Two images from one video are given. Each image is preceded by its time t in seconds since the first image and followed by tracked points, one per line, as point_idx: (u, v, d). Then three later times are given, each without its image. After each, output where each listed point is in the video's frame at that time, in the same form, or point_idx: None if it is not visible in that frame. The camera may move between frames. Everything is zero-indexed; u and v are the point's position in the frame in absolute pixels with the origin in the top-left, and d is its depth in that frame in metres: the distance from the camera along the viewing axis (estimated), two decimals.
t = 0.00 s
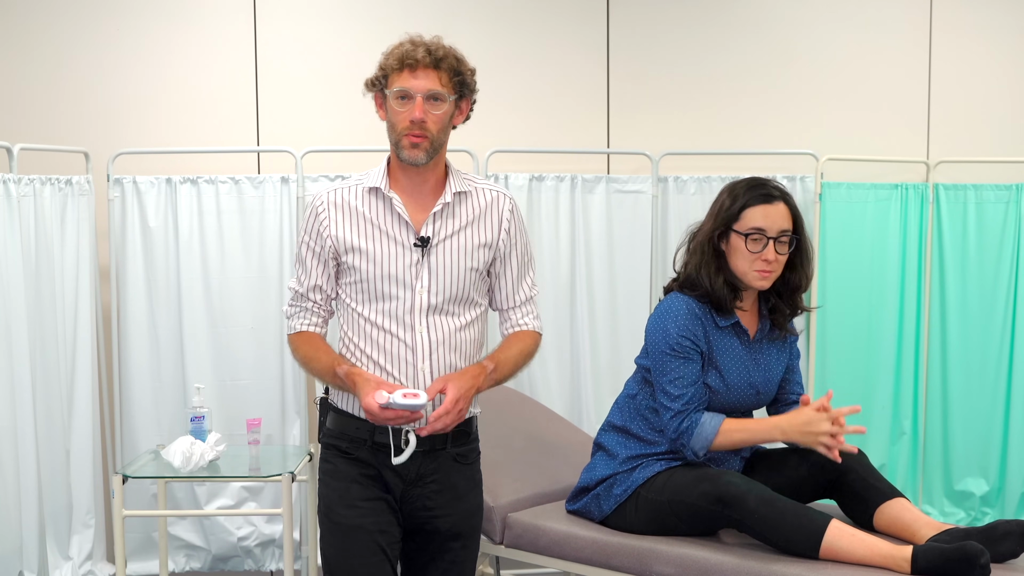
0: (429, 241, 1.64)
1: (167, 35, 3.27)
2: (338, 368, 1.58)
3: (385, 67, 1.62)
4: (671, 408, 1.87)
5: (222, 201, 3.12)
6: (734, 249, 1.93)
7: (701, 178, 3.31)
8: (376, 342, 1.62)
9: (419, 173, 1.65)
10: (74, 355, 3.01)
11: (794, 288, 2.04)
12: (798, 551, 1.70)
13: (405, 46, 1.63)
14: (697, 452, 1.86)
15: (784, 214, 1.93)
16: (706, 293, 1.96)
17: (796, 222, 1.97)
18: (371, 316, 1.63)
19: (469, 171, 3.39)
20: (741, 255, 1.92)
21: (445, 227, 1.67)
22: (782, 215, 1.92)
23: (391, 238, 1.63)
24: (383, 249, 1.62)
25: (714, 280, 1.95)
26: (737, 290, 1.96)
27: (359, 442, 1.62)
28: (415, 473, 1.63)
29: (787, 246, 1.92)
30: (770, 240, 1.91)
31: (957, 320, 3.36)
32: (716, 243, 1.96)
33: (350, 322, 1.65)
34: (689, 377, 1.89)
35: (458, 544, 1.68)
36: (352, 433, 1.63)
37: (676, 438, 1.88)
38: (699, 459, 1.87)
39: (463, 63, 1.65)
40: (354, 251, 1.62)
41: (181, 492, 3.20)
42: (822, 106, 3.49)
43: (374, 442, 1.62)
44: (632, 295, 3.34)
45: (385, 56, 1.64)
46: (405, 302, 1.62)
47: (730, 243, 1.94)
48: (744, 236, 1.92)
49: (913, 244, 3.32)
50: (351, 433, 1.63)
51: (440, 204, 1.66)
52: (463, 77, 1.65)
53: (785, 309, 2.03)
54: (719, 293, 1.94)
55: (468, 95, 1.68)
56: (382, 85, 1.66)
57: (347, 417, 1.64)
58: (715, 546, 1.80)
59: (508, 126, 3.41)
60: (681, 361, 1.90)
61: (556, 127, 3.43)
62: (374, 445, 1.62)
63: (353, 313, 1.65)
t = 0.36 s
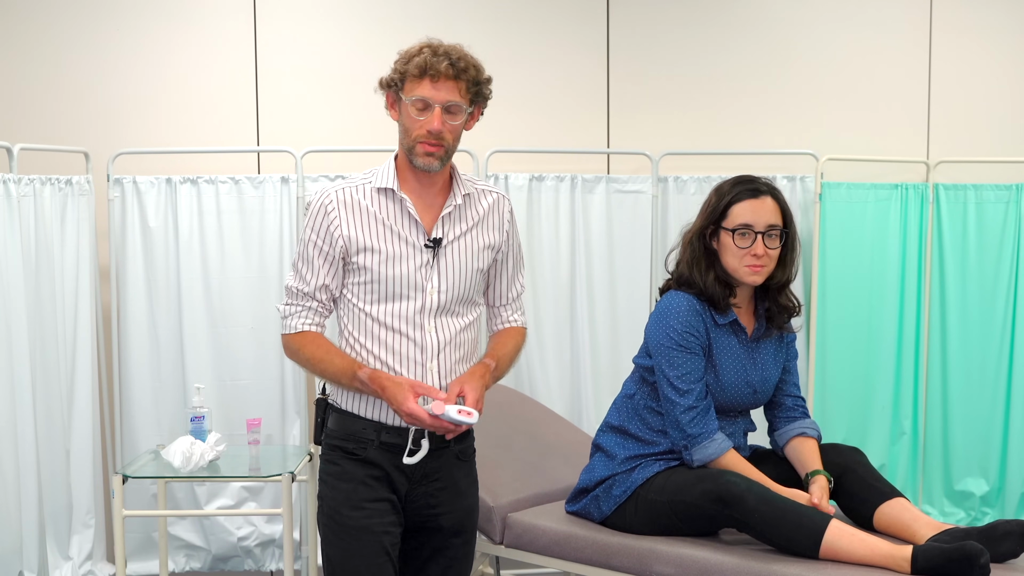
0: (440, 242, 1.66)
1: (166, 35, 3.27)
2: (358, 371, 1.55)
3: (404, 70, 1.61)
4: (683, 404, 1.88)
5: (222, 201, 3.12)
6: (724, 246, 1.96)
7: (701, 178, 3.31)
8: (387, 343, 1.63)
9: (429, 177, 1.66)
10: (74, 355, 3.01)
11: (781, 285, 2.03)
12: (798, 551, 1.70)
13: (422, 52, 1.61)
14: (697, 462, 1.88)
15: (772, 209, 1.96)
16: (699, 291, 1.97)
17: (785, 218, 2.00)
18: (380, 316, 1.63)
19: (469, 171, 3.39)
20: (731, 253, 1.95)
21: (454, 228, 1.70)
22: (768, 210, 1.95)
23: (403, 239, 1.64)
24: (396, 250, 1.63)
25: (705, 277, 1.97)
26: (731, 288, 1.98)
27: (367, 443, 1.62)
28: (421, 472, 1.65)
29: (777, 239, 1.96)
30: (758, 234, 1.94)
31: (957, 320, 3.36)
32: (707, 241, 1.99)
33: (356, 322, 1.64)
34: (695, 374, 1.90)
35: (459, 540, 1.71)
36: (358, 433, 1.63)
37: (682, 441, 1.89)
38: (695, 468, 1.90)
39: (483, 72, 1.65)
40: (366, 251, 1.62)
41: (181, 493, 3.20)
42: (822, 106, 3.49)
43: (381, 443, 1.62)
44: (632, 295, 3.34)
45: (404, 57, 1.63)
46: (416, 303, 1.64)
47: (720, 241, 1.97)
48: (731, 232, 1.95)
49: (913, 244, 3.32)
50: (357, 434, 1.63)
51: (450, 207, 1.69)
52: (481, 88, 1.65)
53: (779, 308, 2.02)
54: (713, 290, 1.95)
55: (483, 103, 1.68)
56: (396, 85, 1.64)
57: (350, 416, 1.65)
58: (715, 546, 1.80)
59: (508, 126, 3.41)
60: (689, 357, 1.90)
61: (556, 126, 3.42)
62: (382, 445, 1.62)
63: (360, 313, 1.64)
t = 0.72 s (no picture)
0: (439, 240, 1.67)
1: (166, 35, 3.27)
2: (363, 365, 1.56)
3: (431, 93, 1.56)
4: (682, 404, 1.88)
5: (222, 201, 3.12)
6: (718, 245, 1.96)
7: (701, 178, 3.31)
8: (388, 340, 1.63)
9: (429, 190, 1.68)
10: (74, 354, 3.01)
11: (781, 282, 2.04)
12: (798, 551, 1.70)
13: (446, 82, 1.56)
14: (697, 462, 1.88)
15: (765, 207, 1.96)
16: (694, 290, 1.97)
17: (779, 216, 1.99)
18: (381, 312, 1.63)
19: (469, 171, 3.39)
20: (724, 251, 1.95)
21: (452, 226, 1.71)
22: (761, 208, 1.95)
23: (402, 236, 1.64)
24: (395, 247, 1.63)
25: (699, 277, 1.97)
26: (726, 286, 1.98)
27: (366, 442, 1.63)
28: (419, 471, 1.66)
29: (771, 238, 1.95)
30: (751, 232, 1.94)
31: (957, 320, 3.36)
32: (701, 241, 1.99)
33: (356, 320, 1.64)
34: (694, 374, 1.90)
35: (457, 539, 1.72)
36: (358, 432, 1.63)
37: (681, 442, 1.89)
38: (695, 468, 1.89)
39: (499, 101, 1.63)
40: (366, 249, 1.62)
41: (181, 492, 3.20)
42: (822, 105, 3.49)
43: (381, 441, 1.63)
44: (632, 295, 3.34)
45: (434, 77, 1.57)
46: (416, 300, 1.64)
47: (713, 241, 1.98)
48: (724, 231, 1.95)
49: (913, 244, 3.32)
50: (357, 433, 1.63)
51: (447, 206, 1.70)
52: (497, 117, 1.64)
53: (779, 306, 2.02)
54: (708, 289, 1.96)
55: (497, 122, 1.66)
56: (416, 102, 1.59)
57: (349, 416, 1.64)
58: (715, 547, 1.80)
59: (508, 126, 3.41)
60: (687, 357, 1.91)
61: (556, 126, 3.43)
62: (382, 443, 1.63)
63: (361, 311, 1.64)
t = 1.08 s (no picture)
0: (438, 240, 1.67)
1: (166, 35, 3.27)
2: (362, 365, 1.56)
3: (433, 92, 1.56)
4: (682, 404, 1.88)
5: (222, 201, 3.12)
6: (718, 247, 1.96)
7: (701, 178, 3.31)
8: (387, 341, 1.63)
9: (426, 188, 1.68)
10: (74, 355, 3.01)
11: (780, 283, 2.04)
12: (798, 552, 1.70)
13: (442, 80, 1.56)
14: (697, 462, 1.88)
15: (765, 209, 1.96)
16: (694, 291, 1.97)
17: (779, 218, 1.99)
18: (381, 312, 1.63)
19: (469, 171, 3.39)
20: (724, 253, 1.95)
21: (451, 227, 1.71)
22: (761, 211, 1.95)
23: (402, 237, 1.64)
24: (395, 247, 1.63)
25: (699, 278, 1.97)
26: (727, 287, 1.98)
27: (366, 441, 1.63)
28: (419, 470, 1.66)
29: (771, 239, 1.95)
30: (751, 235, 1.94)
31: (957, 320, 3.36)
32: (701, 242, 2.00)
33: (356, 319, 1.64)
34: (695, 374, 1.90)
35: (456, 539, 1.72)
36: (357, 432, 1.63)
37: (681, 442, 1.89)
38: (695, 468, 1.90)
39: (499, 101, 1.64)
40: (366, 249, 1.62)
41: (181, 492, 3.20)
42: (823, 105, 3.49)
43: (379, 440, 1.63)
44: (632, 295, 3.34)
45: (436, 76, 1.57)
46: (416, 300, 1.64)
47: (713, 242, 1.98)
48: (724, 233, 1.95)
49: (913, 244, 3.32)
50: (356, 433, 1.63)
51: (447, 207, 1.70)
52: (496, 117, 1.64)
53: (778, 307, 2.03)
54: (708, 290, 1.96)
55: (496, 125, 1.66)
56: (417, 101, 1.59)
57: (349, 416, 1.64)
58: (715, 547, 1.80)
59: (508, 126, 3.41)
60: (688, 358, 1.91)
61: (556, 126, 3.43)
62: (380, 443, 1.63)
63: (360, 310, 1.64)
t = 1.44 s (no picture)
0: (441, 239, 1.67)
1: (166, 35, 3.27)
2: (362, 371, 1.56)
3: (446, 91, 1.57)
4: (682, 404, 1.88)
5: (222, 201, 3.12)
6: (719, 248, 1.96)
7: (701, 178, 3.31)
8: (393, 342, 1.63)
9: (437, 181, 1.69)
10: (74, 355, 3.01)
11: (781, 284, 2.04)
12: (798, 552, 1.70)
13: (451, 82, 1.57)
14: (697, 463, 1.88)
15: (765, 210, 1.96)
16: (694, 292, 1.97)
17: (779, 219, 1.99)
18: (385, 313, 1.63)
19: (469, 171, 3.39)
20: (725, 254, 1.95)
21: (453, 226, 1.71)
22: (762, 212, 1.95)
23: (405, 237, 1.64)
24: (398, 248, 1.63)
25: (699, 278, 1.97)
26: (728, 288, 1.98)
27: (373, 442, 1.62)
28: (426, 470, 1.66)
29: (771, 240, 1.95)
30: (751, 236, 1.94)
31: (957, 320, 3.36)
32: (701, 242, 1.99)
33: (360, 320, 1.64)
34: (695, 375, 1.90)
35: (459, 538, 1.72)
36: (365, 433, 1.62)
37: (681, 442, 1.89)
38: (695, 469, 1.90)
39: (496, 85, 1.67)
40: (370, 251, 1.62)
41: (181, 492, 3.20)
42: (823, 105, 3.49)
43: (387, 441, 1.62)
44: (632, 295, 3.34)
45: (440, 75, 1.58)
46: (420, 300, 1.64)
47: (714, 242, 1.97)
48: (724, 234, 1.95)
49: (913, 244, 3.32)
50: (364, 433, 1.63)
51: (447, 205, 1.70)
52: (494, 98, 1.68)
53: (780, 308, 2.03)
54: (708, 290, 1.96)
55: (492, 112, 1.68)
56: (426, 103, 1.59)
57: (353, 415, 1.64)
58: (715, 547, 1.80)
59: (508, 125, 3.41)
60: (688, 358, 1.91)
61: (556, 126, 3.43)
62: (388, 443, 1.62)
63: (364, 311, 1.63)
